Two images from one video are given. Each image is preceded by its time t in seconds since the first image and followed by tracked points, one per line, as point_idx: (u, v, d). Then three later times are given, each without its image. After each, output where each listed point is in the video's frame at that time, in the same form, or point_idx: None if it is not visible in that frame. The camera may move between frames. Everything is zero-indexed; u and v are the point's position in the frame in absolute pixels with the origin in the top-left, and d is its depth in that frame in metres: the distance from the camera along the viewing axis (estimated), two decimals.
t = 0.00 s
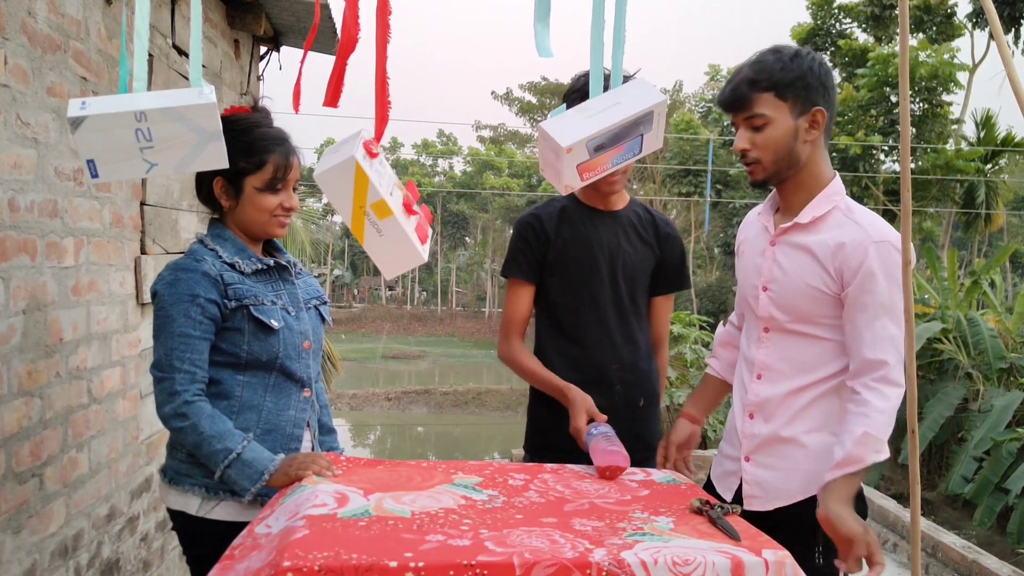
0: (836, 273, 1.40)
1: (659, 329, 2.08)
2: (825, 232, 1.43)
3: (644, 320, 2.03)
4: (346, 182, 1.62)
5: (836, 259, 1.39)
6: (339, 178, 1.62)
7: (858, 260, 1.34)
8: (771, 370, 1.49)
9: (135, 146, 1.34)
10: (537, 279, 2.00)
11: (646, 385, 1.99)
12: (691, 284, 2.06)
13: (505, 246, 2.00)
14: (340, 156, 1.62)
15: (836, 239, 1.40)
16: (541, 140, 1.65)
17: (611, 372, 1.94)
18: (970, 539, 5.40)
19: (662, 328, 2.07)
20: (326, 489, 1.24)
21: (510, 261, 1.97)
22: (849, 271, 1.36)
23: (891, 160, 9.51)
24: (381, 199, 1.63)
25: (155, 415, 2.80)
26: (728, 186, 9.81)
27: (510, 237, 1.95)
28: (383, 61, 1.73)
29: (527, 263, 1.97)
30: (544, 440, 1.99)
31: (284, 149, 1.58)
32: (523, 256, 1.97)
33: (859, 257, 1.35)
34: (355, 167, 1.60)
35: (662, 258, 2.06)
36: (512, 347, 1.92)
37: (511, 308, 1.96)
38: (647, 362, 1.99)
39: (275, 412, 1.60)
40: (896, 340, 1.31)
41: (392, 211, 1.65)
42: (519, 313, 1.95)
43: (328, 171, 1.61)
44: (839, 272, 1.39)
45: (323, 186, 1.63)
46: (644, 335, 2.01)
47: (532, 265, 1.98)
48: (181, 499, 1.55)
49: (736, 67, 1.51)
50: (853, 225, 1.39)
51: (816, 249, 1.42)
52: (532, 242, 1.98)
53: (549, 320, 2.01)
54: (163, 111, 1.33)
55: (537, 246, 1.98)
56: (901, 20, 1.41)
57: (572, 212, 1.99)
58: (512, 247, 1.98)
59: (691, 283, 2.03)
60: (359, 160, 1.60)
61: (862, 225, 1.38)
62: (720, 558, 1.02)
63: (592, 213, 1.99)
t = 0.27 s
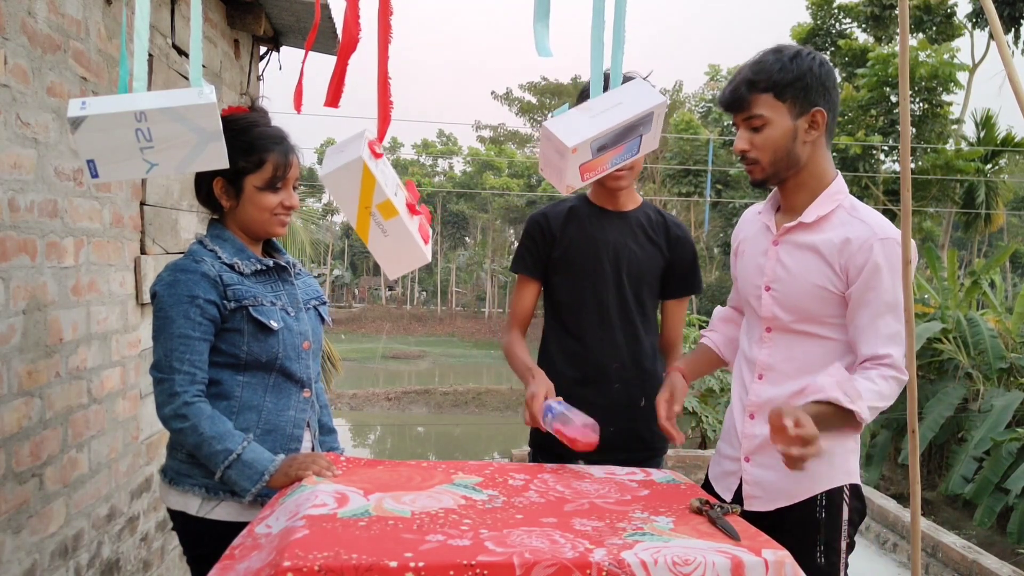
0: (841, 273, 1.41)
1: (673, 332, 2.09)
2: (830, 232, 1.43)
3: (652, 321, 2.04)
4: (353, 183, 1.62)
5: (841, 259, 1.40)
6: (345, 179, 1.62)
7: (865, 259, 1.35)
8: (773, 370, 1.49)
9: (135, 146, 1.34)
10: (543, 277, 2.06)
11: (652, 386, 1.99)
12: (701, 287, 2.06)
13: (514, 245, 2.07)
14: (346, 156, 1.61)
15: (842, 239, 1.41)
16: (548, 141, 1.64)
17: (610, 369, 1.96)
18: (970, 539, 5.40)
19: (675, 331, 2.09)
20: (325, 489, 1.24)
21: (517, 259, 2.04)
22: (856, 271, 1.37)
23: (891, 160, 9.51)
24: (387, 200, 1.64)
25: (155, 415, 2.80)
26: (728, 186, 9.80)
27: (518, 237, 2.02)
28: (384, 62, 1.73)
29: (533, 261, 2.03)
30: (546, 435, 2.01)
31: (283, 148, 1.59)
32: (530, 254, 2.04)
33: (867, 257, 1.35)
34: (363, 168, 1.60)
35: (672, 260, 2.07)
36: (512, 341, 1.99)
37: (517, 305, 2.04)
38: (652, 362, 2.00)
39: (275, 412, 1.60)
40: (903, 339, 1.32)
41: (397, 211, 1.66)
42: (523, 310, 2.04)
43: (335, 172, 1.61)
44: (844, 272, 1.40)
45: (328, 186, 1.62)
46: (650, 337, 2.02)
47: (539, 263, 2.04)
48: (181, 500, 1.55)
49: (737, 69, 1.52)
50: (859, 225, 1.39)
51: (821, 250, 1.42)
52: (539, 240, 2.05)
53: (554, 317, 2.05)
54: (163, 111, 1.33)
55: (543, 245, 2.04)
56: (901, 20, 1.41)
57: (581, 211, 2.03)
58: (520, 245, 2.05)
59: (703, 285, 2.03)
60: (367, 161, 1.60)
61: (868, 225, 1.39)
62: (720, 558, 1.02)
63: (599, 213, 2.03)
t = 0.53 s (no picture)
0: (844, 274, 1.41)
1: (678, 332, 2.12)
2: (834, 233, 1.43)
3: (654, 321, 2.05)
4: (359, 184, 1.64)
5: (845, 260, 1.40)
6: (351, 180, 1.64)
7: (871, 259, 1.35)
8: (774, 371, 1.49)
9: (135, 146, 1.35)
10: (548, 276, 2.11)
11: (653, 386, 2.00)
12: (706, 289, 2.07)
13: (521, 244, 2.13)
14: (352, 157, 1.63)
15: (845, 240, 1.41)
16: (549, 141, 1.64)
17: (608, 365, 1.98)
18: (970, 539, 5.40)
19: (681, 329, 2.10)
20: (326, 489, 1.24)
21: (521, 256, 2.09)
22: (858, 272, 1.37)
23: (891, 160, 9.51)
24: (392, 201, 1.66)
25: (155, 415, 2.80)
26: (728, 186, 9.78)
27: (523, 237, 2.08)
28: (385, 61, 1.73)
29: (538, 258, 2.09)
30: (548, 430, 2.04)
31: (283, 147, 1.59)
32: (534, 253, 2.09)
33: (870, 258, 1.36)
34: (368, 168, 1.62)
35: (676, 261, 2.08)
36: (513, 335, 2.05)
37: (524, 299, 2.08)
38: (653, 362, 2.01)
39: (275, 412, 1.60)
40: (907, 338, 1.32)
41: (402, 212, 1.68)
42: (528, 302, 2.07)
43: (342, 172, 1.63)
44: (847, 273, 1.40)
45: (334, 187, 1.65)
46: (652, 338, 2.03)
47: (543, 261, 2.09)
48: (181, 500, 1.55)
49: (737, 70, 1.51)
50: (862, 225, 1.39)
51: (825, 251, 1.42)
52: (544, 239, 2.10)
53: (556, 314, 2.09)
54: (163, 111, 1.33)
55: (547, 243, 2.09)
56: (901, 20, 1.41)
57: (585, 212, 2.07)
58: (525, 243, 2.10)
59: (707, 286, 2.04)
60: (373, 161, 1.62)
61: (870, 225, 1.39)
62: (720, 558, 1.02)
63: (604, 213, 2.06)
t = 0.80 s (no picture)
0: (846, 275, 1.41)
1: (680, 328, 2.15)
2: (835, 233, 1.43)
3: (656, 321, 2.06)
4: (361, 184, 1.66)
5: (847, 260, 1.40)
6: (353, 180, 1.65)
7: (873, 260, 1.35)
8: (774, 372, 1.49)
9: (135, 146, 1.35)
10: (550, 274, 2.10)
11: (656, 385, 2.01)
12: (708, 289, 2.08)
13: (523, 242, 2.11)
14: (355, 157, 1.64)
15: (847, 240, 1.41)
16: (550, 142, 1.64)
17: (610, 364, 1.99)
18: (970, 539, 5.40)
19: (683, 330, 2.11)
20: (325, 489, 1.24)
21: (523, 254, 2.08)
22: (861, 272, 1.37)
23: (891, 160, 9.51)
24: (394, 202, 1.67)
25: (155, 415, 2.80)
26: (728, 186, 9.78)
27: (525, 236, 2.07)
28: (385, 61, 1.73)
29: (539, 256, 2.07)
30: (550, 428, 2.04)
31: (282, 147, 1.59)
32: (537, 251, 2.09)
33: (872, 258, 1.36)
34: (372, 169, 1.64)
35: (678, 262, 2.09)
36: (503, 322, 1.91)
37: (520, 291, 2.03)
38: (655, 361, 2.01)
39: (275, 412, 1.60)
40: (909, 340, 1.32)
41: (403, 213, 1.69)
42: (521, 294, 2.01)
43: (345, 172, 1.64)
44: (849, 273, 1.40)
45: (336, 186, 1.66)
46: (654, 337, 2.04)
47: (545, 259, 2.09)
48: (181, 500, 1.55)
49: (738, 70, 1.52)
50: (864, 226, 1.39)
51: (827, 251, 1.42)
52: (546, 237, 2.09)
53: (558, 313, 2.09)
54: (163, 111, 1.33)
55: (549, 242, 2.08)
56: (901, 20, 1.41)
57: (588, 211, 2.07)
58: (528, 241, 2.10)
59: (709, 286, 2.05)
60: (377, 162, 1.64)
61: (872, 225, 1.39)
62: (720, 558, 1.02)
63: (607, 213, 2.06)
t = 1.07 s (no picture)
0: (843, 276, 1.41)
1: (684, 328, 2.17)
2: (832, 233, 1.43)
3: (660, 321, 2.07)
4: (363, 183, 1.67)
5: (843, 262, 1.40)
6: (354, 179, 1.67)
7: (869, 261, 1.35)
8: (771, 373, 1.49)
9: (135, 146, 1.35)
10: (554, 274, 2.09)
11: (661, 384, 2.03)
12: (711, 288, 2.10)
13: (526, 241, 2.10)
14: (357, 157, 1.66)
15: (844, 241, 1.41)
16: (551, 142, 1.64)
17: (617, 364, 1.99)
18: (970, 539, 5.40)
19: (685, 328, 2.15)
20: (326, 489, 1.24)
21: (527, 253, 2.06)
22: (857, 274, 1.37)
23: (891, 160, 9.51)
24: (394, 202, 1.68)
25: (155, 415, 2.80)
26: (729, 186, 9.77)
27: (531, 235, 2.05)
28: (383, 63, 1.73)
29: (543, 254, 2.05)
30: (556, 427, 2.04)
31: (279, 146, 1.59)
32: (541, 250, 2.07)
33: (868, 259, 1.35)
34: (373, 168, 1.65)
35: (681, 261, 2.10)
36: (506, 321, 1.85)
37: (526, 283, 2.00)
38: (659, 360, 2.03)
39: (275, 412, 1.60)
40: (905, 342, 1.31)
41: (403, 213, 1.70)
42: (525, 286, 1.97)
43: (346, 171, 1.65)
44: (846, 274, 1.40)
45: (337, 185, 1.68)
46: (659, 336, 2.05)
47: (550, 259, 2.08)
48: (181, 500, 1.55)
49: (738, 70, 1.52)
50: (860, 227, 1.39)
51: (822, 252, 1.43)
52: (551, 236, 2.08)
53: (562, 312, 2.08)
54: (163, 111, 1.33)
55: (555, 241, 2.07)
56: (900, 20, 1.41)
57: (593, 211, 2.07)
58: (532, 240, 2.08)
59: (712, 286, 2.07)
60: (378, 162, 1.65)
61: (869, 226, 1.39)
62: (720, 558, 1.02)
63: (612, 213, 2.07)
